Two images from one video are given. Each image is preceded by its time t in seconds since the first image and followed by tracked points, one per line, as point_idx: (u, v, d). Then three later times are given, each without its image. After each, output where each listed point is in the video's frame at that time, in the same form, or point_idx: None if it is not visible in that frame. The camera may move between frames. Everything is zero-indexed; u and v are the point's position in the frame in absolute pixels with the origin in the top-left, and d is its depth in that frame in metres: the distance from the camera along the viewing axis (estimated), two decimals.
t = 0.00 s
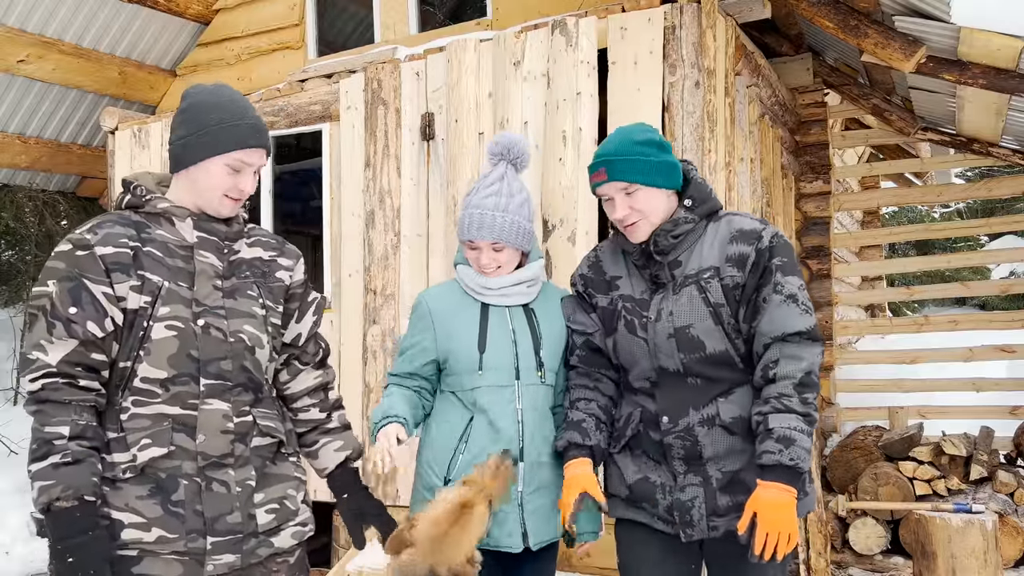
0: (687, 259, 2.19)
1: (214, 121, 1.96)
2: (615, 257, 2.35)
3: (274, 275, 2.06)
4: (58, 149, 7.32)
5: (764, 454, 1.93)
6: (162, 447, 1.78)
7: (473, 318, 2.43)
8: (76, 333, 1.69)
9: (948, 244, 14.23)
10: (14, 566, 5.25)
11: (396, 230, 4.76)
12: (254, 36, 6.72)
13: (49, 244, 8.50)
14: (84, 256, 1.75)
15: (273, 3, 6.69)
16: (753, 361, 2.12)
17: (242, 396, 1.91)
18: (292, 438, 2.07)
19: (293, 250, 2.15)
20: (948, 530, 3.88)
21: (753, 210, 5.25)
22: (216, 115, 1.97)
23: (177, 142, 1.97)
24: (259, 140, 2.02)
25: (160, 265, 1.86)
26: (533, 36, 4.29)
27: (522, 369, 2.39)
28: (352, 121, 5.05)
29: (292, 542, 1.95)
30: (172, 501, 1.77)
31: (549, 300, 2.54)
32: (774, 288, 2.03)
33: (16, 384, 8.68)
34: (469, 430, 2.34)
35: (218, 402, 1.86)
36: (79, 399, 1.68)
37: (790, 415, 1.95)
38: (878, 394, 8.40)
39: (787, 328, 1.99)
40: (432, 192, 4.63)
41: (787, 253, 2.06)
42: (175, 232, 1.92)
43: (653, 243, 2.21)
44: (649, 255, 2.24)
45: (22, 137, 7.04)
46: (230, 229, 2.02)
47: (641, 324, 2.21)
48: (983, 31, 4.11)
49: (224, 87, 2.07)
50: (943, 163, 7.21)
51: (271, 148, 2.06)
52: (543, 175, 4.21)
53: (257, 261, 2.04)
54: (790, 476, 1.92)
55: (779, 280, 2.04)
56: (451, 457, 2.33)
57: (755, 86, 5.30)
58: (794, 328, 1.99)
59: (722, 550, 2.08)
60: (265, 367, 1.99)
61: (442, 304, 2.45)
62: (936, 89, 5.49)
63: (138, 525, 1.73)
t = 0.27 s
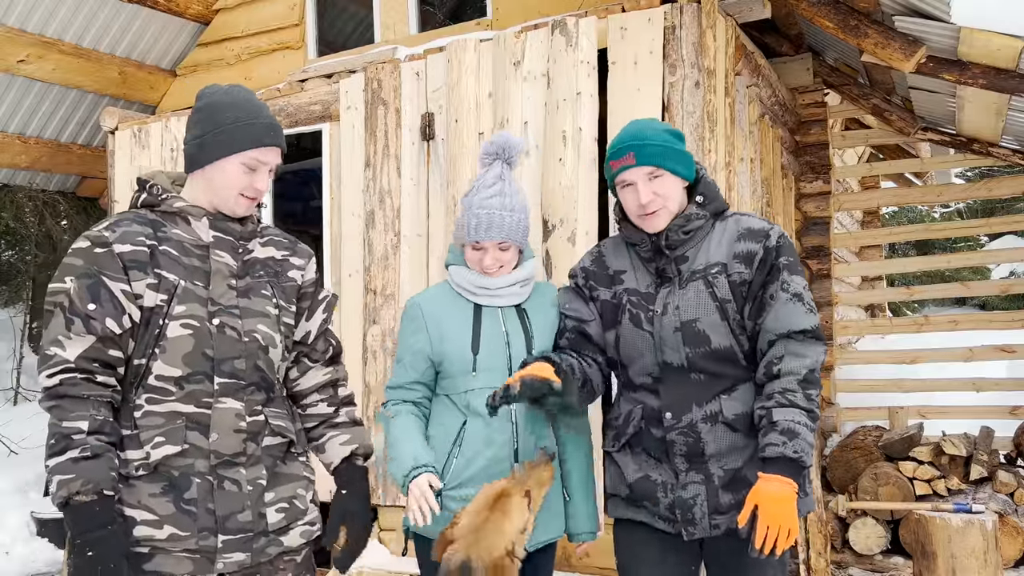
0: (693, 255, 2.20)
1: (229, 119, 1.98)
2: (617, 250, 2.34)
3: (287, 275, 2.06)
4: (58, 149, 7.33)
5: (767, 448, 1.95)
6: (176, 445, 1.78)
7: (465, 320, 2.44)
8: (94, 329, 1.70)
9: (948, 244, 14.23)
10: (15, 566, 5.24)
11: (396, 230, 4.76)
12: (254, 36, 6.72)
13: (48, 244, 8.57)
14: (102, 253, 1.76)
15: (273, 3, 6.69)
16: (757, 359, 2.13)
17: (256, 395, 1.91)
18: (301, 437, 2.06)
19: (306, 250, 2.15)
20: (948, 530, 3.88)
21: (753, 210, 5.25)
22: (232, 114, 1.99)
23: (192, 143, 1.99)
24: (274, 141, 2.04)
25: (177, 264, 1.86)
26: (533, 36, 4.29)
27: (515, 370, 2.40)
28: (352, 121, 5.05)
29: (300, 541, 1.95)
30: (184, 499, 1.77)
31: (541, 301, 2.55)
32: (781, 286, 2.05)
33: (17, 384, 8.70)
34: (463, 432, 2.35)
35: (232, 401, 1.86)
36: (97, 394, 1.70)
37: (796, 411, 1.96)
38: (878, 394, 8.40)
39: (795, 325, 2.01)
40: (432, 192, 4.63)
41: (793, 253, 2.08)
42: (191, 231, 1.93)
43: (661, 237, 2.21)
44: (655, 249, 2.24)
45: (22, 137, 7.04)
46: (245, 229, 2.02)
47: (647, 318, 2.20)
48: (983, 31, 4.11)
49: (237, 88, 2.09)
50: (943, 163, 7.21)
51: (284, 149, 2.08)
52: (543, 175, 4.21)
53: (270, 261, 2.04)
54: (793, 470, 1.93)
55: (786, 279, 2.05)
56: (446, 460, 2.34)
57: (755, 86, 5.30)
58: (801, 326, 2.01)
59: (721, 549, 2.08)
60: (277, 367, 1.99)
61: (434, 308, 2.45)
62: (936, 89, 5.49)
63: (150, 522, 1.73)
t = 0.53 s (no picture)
0: (695, 255, 2.21)
1: (232, 114, 1.99)
2: (617, 250, 2.35)
3: (293, 274, 2.05)
4: (57, 149, 7.33)
5: (779, 450, 1.96)
6: (178, 444, 1.78)
7: (456, 320, 2.40)
8: (99, 328, 1.70)
9: (948, 244, 14.23)
10: (15, 566, 5.25)
11: (396, 230, 4.76)
12: (254, 36, 6.73)
13: (48, 244, 8.59)
14: (106, 252, 1.77)
15: (273, 3, 6.69)
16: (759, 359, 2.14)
17: (260, 393, 1.91)
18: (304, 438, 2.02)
19: (314, 249, 2.14)
20: (948, 530, 3.88)
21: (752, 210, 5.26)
22: (230, 108, 1.99)
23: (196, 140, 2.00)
24: (275, 135, 2.04)
25: (181, 263, 1.86)
26: (533, 36, 4.30)
27: (506, 371, 2.37)
28: (352, 121, 5.05)
29: (302, 542, 1.95)
30: (186, 497, 1.77)
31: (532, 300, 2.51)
32: (786, 287, 2.07)
33: (17, 385, 8.70)
34: (453, 434, 2.32)
35: (235, 399, 1.86)
36: (102, 392, 1.70)
37: (802, 410, 1.98)
38: (878, 394, 8.40)
39: (799, 325, 2.02)
40: (432, 192, 4.63)
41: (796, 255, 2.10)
42: (196, 230, 1.93)
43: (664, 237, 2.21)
44: (657, 248, 2.25)
45: (22, 137, 7.04)
46: (250, 227, 2.02)
47: (651, 317, 2.21)
48: (983, 31, 4.11)
49: (237, 84, 2.09)
50: (943, 163, 7.21)
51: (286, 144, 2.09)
52: (543, 175, 4.21)
53: (277, 259, 2.04)
54: (804, 469, 1.94)
55: (789, 280, 2.07)
56: (436, 463, 2.30)
57: (755, 86, 5.30)
58: (806, 326, 2.02)
59: (723, 550, 2.08)
60: (282, 366, 1.99)
61: (422, 307, 2.40)
62: (936, 89, 5.49)
63: (153, 519, 1.74)
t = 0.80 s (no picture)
0: (692, 258, 2.20)
1: (223, 105, 1.98)
2: (611, 256, 2.33)
3: (292, 271, 2.03)
4: (58, 149, 7.33)
5: (788, 450, 1.97)
6: (168, 442, 1.78)
7: (454, 318, 2.40)
8: (91, 324, 1.72)
9: (948, 243, 14.22)
10: (14, 566, 5.25)
11: (396, 230, 4.76)
12: (254, 36, 6.72)
13: (48, 244, 8.57)
14: (100, 250, 1.79)
15: (273, 3, 6.69)
16: (759, 358, 2.15)
17: (253, 392, 1.89)
18: (301, 439, 1.99)
19: (317, 246, 2.12)
20: (948, 530, 3.88)
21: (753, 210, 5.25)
22: (218, 98, 1.99)
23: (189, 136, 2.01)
24: (264, 122, 2.03)
25: (175, 261, 1.87)
26: (533, 36, 4.30)
27: (505, 371, 2.35)
28: (352, 121, 5.05)
29: (293, 544, 1.92)
30: (175, 495, 1.77)
31: (531, 300, 2.51)
32: (784, 286, 2.08)
33: (17, 385, 8.70)
34: (451, 433, 2.31)
35: (226, 399, 1.84)
36: (93, 389, 1.71)
37: (808, 409, 1.99)
38: (878, 394, 8.40)
39: (801, 324, 2.03)
40: (432, 192, 4.63)
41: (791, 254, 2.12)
42: (193, 228, 1.93)
43: (659, 241, 2.19)
44: (654, 253, 2.23)
45: (22, 137, 7.04)
46: (248, 224, 2.01)
47: (650, 322, 2.19)
48: (982, 31, 4.11)
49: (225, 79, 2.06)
50: (943, 163, 7.21)
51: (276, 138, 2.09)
52: (543, 175, 4.21)
53: (275, 257, 2.02)
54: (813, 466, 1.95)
55: (788, 279, 2.09)
56: (433, 462, 2.30)
57: (755, 86, 5.30)
58: (807, 324, 2.03)
59: (725, 550, 2.09)
60: (281, 365, 1.97)
61: (421, 305, 2.40)
62: (936, 89, 5.49)
63: (142, 516, 1.74)
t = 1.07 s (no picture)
0: (682, 261, 2.19)
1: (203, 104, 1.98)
2: (605, 260, 2.36)
3: (284, 270, 1.96)
4: (58, 149, 7.33)
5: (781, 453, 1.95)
6: (152, 441, 1.75)
7: (456, 316, 2.37)
8: (78, 324, 1.71)
9: (948, 243, 14.23)
10: (13, 566, 5.25)
11: (396, 230, 4.76)
12: (254, 36, 6.72)
13: (48, 244, 8.54)
14: (90, 251, 1.77)
15: (273, 3, 6.69)
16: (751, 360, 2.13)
17: (241, 393, 1.84)
18: (296, 441, 1.91)
19: (314, 244, 2.05)
20: (948, 530, 3.88)
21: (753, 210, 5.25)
22: (190, 95, 2.02)
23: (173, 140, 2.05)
24: (236, 104, 2.02)
25: (163, 260, 1.84)
26: (533, 36, 4.30)
27: (508, 370, 2.34)
28: (352, 120, 5.05)
29: (281, 549, 1.84)
30: (158, 495, 1.74)
31: (534, 304, 2.50)
32: (774, 287, 2.05)
33: (16, 385, 8.67)
34: (452, 431, 2.29)
35: (210, 399, 1.80)
36: (80, 388, 1.70)
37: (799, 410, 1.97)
38: (878, 394, 8.40)
39: (790, 325, 2.01)
40: (432, 192, 4.63)
41: (781, 254, 2.09)
42: (183, 228, 1.90)
43: (650, 246, 2.19)
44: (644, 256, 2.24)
45: (22, 137, 7.03)
46: (239, 223, 1.96)
47: (639, 326, 2.20)
48: (983, 31, 4.11)
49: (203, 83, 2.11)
50: (943, 163, 7.21)
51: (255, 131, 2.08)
52: (543, 175, 4.21)
53: (267, 255, 1.95)
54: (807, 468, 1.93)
55: (777, 279, 2.06)
56: (434, 460, 2.28)
57: (755, 86, 5.30)
58: (797, 325, 2.01)
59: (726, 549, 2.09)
60: (275, 366, 1.90)
61: (423, 302, 2.37)
62: (936, 89, 5.50)
63: (125, 516, 1.72)
